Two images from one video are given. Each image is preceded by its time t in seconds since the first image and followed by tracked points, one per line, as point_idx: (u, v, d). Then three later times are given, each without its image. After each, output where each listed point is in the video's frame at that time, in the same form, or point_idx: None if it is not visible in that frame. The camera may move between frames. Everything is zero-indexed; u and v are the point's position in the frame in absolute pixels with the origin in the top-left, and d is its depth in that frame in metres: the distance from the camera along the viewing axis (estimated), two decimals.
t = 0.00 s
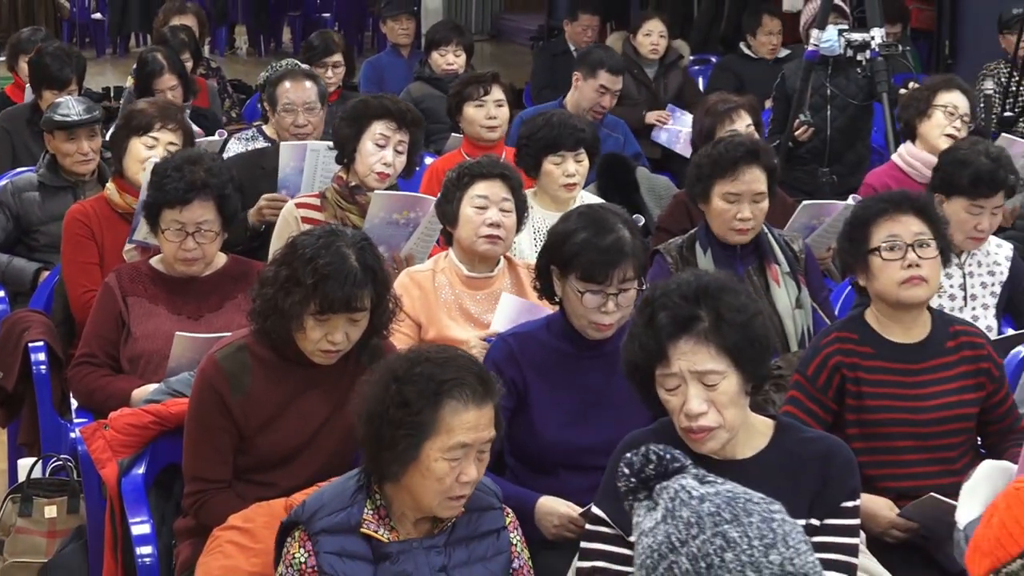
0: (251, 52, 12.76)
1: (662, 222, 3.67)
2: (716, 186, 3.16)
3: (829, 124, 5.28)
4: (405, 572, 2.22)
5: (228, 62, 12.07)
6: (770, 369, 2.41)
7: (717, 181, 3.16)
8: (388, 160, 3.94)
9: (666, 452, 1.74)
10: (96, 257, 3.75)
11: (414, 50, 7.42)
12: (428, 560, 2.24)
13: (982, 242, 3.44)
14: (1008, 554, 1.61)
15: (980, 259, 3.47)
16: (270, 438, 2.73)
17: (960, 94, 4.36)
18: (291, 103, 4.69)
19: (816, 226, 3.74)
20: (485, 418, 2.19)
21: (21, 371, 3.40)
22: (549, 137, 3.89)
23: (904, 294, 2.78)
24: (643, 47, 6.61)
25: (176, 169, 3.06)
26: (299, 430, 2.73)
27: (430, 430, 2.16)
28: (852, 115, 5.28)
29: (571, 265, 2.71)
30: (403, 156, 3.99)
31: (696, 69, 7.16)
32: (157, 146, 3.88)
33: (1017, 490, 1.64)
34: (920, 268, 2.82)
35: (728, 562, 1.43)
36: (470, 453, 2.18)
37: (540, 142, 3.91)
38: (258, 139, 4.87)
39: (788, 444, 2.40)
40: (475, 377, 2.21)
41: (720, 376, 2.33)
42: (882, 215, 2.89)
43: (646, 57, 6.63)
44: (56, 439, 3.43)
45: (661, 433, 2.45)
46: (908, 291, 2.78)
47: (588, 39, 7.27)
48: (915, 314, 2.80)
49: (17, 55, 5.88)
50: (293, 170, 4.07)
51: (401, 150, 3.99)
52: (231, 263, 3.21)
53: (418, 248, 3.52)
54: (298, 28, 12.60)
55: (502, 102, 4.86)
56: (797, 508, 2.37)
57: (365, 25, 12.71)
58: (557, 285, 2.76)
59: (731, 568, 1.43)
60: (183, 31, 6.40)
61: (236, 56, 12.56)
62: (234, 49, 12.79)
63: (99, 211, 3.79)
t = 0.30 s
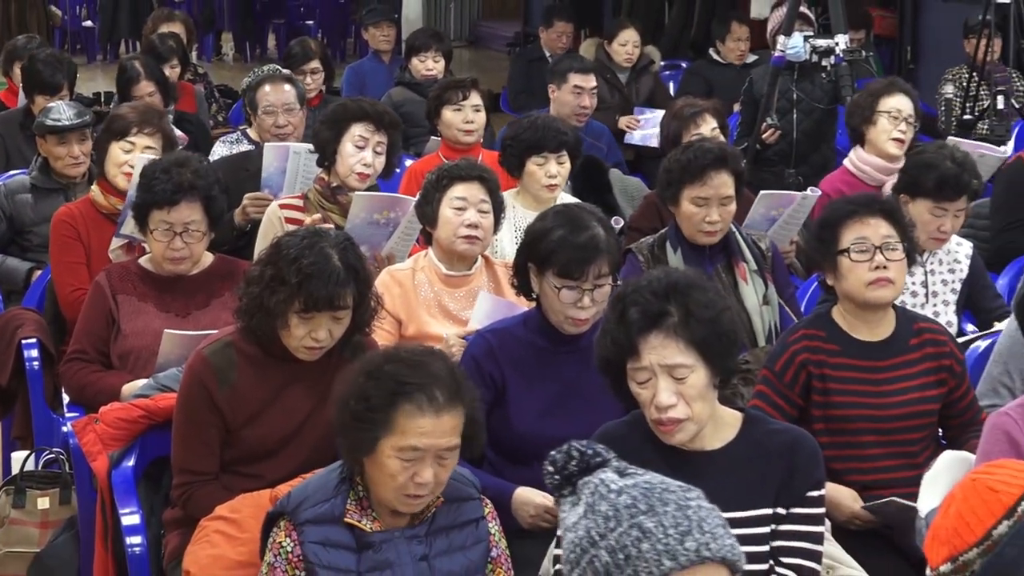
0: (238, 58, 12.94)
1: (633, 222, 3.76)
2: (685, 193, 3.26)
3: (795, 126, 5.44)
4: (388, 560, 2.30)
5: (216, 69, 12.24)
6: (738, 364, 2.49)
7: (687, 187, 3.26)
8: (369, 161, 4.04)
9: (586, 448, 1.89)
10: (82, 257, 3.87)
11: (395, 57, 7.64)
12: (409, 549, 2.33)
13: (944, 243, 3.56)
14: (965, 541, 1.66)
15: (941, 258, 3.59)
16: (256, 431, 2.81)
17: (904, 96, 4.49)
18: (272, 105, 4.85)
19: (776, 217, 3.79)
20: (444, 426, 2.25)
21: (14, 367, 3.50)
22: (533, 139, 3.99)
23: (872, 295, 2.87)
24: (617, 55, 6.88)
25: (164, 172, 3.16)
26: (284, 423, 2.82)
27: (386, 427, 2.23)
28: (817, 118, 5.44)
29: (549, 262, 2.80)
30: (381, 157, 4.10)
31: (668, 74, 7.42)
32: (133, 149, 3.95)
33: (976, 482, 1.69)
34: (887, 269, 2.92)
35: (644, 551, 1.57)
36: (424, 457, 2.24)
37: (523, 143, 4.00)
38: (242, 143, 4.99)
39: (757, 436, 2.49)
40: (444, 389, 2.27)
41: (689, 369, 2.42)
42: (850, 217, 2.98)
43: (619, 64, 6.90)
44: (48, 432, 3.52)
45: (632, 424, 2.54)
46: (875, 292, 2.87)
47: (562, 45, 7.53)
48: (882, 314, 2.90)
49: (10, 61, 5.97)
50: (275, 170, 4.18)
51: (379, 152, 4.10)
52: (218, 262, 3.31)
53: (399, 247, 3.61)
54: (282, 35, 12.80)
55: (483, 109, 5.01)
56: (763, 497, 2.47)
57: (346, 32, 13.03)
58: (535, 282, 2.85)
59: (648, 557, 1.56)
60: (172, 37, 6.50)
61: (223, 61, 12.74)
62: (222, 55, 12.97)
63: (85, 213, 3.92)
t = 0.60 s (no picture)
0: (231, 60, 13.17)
1: (613, 218, 3.85)
2: (662, 178, 3.37)
3: (770, 124, 5.56)
4: (369, 545, 2.41)
5: (208, 69, 12.44)
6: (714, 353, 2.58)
7: (663, 173, 3.37)
8: (349, 158, 4.16)
9: (504, 446, 2.05)
10: (77, 255, 3.97)
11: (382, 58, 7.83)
12: (389, 533, 2.43)
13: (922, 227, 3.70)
14: (945, 517, 1.65)
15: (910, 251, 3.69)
16: (249, 419, 2.91)
17: (862, 97, 4.59)
18: (263, 103, 4.96)
19: (751, 214, 3.89)
20: (401, 412, 2.35)
21: (14, 358, 3.60)
22: (505, 136, 4.10)
23: (855, 297, 2.93)
24: (599, 56, 7.18)
25: (158, 168, 3.26)
26: (276, 411, 2.92)
27: (346, 413, 2.35)
28: (789, 116, 5.56)
29: (529, 256, 2.89)
30: (361, 153, 4.21)
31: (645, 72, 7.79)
32: (119, 151, 4.08)
33: (956, 459, 1.69)
34: (872, 274, 2.97)
35: (554, 546, 1.62)
36: (384, 441, 2.34)
37: (497, 140, 4.12)
38: (234, 140, 5.08)
39: (732, 423, 2.56)
40: (400, 376, 2.38)
41: (666, 357, 2.50)
42: (840, 219, 3.04)
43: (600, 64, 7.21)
44: (47, 421, 3.63)
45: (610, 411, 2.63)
46: (859, 294, 2.93)
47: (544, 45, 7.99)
48: (862, 313, 2.97)
49: (8, 62, 6.07)
50: (264, 166, 4.29)
51: (359, 148, 4.21)
52: (211, 256, 3.41)
53: (383, 243, 3.73)
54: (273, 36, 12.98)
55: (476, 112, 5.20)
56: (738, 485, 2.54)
57: (335, 35, 13.28)
58: (517, 275, 2.95)
59: (558, 551, 1.62)
60: (166, 37, 6.61)
61: (215, 62, 12.95)
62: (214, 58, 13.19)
63: (78, 211, 4.02)
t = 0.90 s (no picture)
0: (223, 62, 13.48)
1: (590, 213, 3.94)
2: (636, 169, 3.46)
3: (744, 123, 5.68)
4: (351, 530, 2.52)
5: (202, 71, 12.72)
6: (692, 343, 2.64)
7: (637, 163, 3.47)
8: (328, 155, 4.23)
9: (436, 449, 1.76)
10: (74, 253, 4.08)
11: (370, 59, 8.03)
12: (371, 519, 2.54)
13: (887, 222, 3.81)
14: (935, 483, 1.84)
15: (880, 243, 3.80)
16: (242, 409, 3.01)
17: (842, 97, 4.71)
18: (257, 104, 5.07)
19: (724, 209, 4.00)
20: (373, 398, 2.46)
21: (13, 351, 3.71)
22: (468, 135, 4.33)
23: (830, 281, 2.95)
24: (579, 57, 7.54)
25: (153, 166, 3.36)
26: (267, 401, 3.02)
27: (318, 397, 2.47)
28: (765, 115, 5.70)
29: (509, 250, 3.00)
30: (339, 149, 4.29)
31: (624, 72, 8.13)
32: (108, 149, 4.16)
33: (946, 432, 1.87)
34: (845, 257, 3.00)
35: (484, 550, 1.49)
36: (357, 426, 2.46)
37: (461, 140, 4.33)
38: (227, 139, 5.17)
39: (709, 412, 2.63)
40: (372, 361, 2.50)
41: (645, 347, 2.57)
42: (811, 207, 3.08)
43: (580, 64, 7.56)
44: (45, 411, 3.72)
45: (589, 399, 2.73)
46: (834, 278, 2.95)
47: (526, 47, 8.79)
48: (835, 298, 2.99)
49: (7, 62, 6.18)
50: (256, 165, 4.42)
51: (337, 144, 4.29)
52: (204, 252, 3.51)
53: (366, 236, 3.82)
54: (265, 38, 13.29)
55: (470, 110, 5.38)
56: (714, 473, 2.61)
57: (324, 36, 13.32)
58: (498, 269, 3.05)
59: (488, 555, 1.49)
60: (161, 39, 6.75)
61: (208, 64, 13.26)
62: (208, 60, 13.49)
63: (72, 210, 4.14)
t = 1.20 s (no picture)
0: (212, 63, 13.73)
1: (567, 208, 4.05)
2: (611, 165, 3.57)
3: (717, 121, 6.10)
4: (336, 516, 2.61)
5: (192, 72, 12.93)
6: (667, 334, 2.75)
7: (613, 159, 3.58)
8: (304, 152, 4.37)
9: (396, 445, 1.83)
10: (63, 251, 4.17)
11: (356, 60, 8.19)
12: (355, 505, 2.63)
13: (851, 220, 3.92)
14: (929, 458, 2.04)
15: (846, 238, 3.95)
16: (231, 398, 3.11)
17: (829, 97, 4.88)
18: (247, 105, 5.18)
19: (697, 206, 4.12)
20: (353, 388, 2.58)
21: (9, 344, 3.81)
22: (443, 135, 4.65)
23: (795, 273, 3.11)
24: (556, 57, 7.68)
25: (144, 164, 3.46)
26: (256, 393, 3.12)
27: (303, 387, 2.58)
28: (736, 113, 6.12)
29: (488, 244, 3.10)
30: (314, 145, 4.41)
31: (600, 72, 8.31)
32: (77, 153, 4.28)
33: (941, 411, 2.07)
34: (809, 250, 3.16)
35: (445, 544, 1.51)
36: (338, 415, 2.57)
37: (438, 140, 4.66)
38: (217, 136, 5.26)
39: (683, 400, 2.72)
40: (353, 353, 2.61)
41: (622, 336, 2.67)
42: (777, 202, 3.23)
43: (557, 64, 7.70)
44: (40, 403, 3.82)
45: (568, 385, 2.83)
46: (798, 271, 3.11)
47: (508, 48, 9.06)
48: (799, 288, 3.15)
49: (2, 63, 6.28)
50: (244, 162, 4.57)
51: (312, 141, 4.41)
52: (194, 247, 3.61)
53: (344, 229, 3.94)
54: (253, 41, 13.55)
55: (440, 109, 5.56)
56: (689, 460, 2.70)
57: (311, 39, 13.44)
58: (479, 262, 3.15)
59: (449, 550, 1.51)
60: (152, 40, 6.85)
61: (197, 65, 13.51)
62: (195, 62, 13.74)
63: (59, 209, 4.24)
